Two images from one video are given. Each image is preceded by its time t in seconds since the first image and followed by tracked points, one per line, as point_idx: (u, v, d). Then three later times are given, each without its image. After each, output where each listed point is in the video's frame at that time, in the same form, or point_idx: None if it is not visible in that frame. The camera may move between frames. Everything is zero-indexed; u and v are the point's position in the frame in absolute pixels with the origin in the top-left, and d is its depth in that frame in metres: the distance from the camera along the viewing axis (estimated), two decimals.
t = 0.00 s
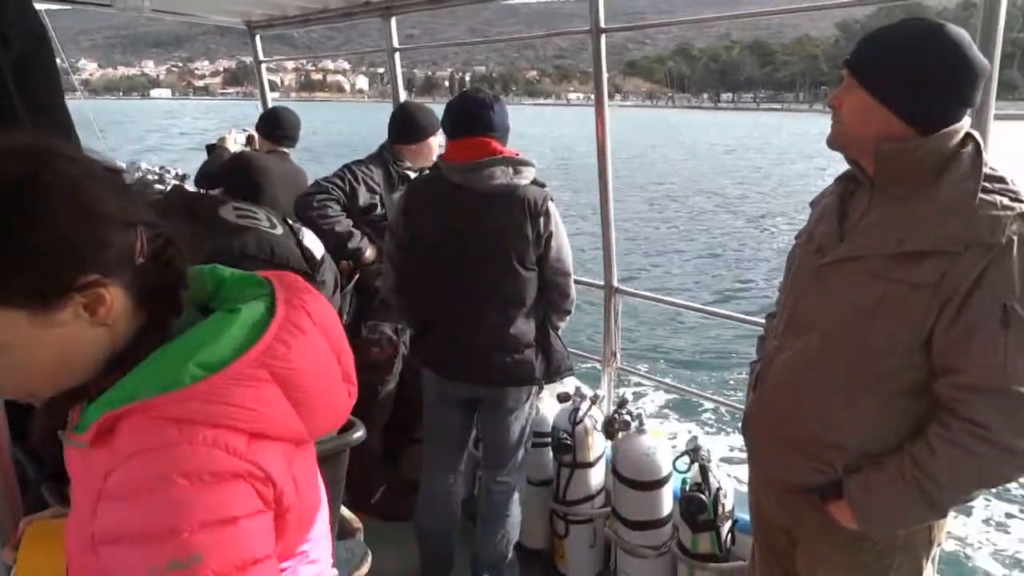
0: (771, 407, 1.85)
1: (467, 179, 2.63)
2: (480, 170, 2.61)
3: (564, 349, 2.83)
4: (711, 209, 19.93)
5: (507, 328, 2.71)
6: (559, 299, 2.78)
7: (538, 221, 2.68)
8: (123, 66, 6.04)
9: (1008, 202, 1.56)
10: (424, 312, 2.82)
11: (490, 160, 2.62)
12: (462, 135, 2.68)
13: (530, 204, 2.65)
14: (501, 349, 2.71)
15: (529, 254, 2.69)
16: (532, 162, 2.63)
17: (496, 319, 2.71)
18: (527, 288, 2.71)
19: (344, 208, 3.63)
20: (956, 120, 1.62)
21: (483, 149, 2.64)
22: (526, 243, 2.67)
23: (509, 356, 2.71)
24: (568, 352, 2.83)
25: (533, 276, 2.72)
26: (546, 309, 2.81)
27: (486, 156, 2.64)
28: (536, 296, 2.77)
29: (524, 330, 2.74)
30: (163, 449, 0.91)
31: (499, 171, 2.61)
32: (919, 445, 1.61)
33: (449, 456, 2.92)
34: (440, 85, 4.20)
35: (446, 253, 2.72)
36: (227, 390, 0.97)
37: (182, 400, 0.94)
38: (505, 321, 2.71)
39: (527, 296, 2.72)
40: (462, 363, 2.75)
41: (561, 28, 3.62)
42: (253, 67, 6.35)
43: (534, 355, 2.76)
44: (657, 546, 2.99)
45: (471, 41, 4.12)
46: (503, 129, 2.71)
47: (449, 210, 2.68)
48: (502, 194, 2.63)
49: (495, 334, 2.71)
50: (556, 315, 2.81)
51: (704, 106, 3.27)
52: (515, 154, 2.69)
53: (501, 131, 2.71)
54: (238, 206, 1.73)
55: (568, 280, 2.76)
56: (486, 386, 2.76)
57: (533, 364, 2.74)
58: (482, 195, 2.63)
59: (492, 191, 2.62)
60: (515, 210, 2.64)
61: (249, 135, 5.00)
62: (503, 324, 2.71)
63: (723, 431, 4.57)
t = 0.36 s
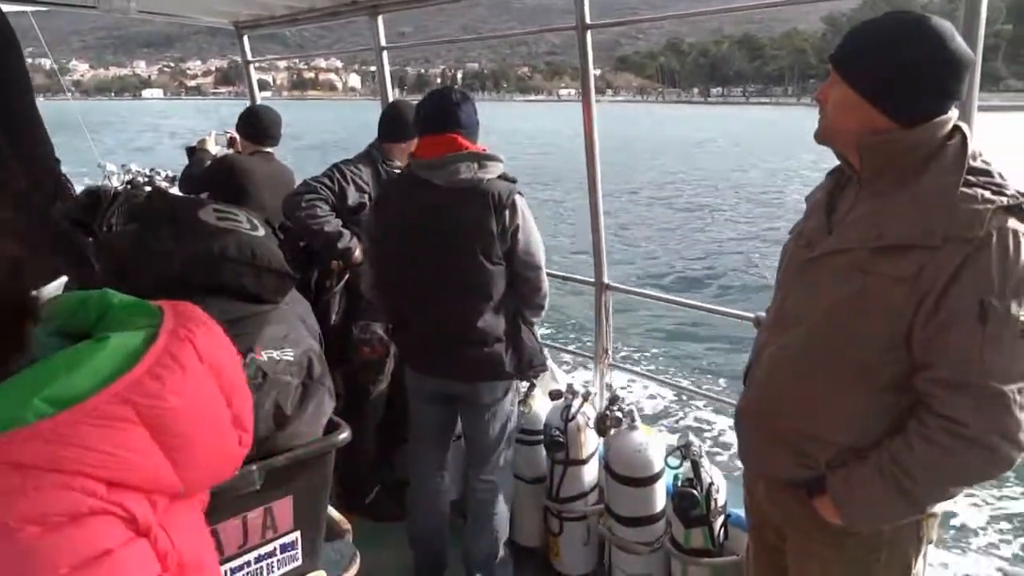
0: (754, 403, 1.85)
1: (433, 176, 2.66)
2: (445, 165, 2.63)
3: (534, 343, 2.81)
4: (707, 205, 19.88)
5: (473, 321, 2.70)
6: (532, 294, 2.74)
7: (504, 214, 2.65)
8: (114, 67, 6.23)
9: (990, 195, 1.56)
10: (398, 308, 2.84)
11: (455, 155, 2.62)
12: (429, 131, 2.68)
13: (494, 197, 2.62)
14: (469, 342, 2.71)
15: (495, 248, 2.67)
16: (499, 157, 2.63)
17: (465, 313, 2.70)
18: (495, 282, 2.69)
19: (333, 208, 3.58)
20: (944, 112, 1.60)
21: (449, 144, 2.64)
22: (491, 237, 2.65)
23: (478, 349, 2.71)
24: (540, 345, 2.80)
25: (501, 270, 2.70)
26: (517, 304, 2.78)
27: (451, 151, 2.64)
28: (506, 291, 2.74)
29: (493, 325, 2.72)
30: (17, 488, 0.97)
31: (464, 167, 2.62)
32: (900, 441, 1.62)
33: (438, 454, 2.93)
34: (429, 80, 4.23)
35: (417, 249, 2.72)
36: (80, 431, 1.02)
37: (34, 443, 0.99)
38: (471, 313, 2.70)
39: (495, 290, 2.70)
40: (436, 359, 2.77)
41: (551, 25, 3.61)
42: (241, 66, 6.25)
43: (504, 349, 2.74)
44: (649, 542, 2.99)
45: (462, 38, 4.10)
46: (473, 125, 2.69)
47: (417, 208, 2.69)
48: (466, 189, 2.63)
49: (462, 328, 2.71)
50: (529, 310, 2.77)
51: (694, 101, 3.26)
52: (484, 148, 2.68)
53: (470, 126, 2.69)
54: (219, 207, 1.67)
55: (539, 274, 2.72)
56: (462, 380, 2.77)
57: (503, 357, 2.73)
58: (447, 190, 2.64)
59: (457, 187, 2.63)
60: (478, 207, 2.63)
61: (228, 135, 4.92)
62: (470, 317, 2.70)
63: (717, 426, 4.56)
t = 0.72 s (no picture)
0: (746, 414, 1.82)
1: (422, 172, 2.62)
2: (433, 163, 2.60)
3: (524, 334, 2.80)
4: (713, 209, 19.75)
5: (463, 318, 2.68)
6: (521, 287, 2.73)
7: (491, 210, 2.63)
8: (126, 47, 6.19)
9: (990, 210, 1.53)
10: (390, 303, 2.81)
11: (440, 153, 2.60)
12: (416, 128, 2.64)
13: (482, 193, 2.60)
14: (460, 339, 2.70)
15: (484, 244, 2.65)
16: (485, 152, 2.61)
17: (455, 310, 2.68)
18: (484, 278, 2.67)
19: (333, 200, 3.57)
20: (944, 123, 1.57)
21: (437, 141, 2.62)
22: (480, 233, 2.63)
23: (470, 346, 2.70)
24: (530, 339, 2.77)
25: (490, 266, 2.68)
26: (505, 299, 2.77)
27: (438, 147, 2.62)
28: (495, 287, 2.73)
29: (483, 321, 2.71)
30: None
31: (450, 164, 2.59)
32: (896, 457, 1.60)
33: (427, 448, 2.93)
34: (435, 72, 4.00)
35: (407, 244, 2.69)
36: None
37: None
38: (461, 309, 2.68)
39: (485, 287, 2.68)
40: (431, 355, 2.75)
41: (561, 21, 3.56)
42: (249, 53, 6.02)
43: (493, 343, 2.73)
44: (641, 545, 2.97)
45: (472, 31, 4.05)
46: (456, 122, 2.67)
47: (405, 203, 2.66)
48: (452, 184, 2.60)
49: (456, 324, 2.69)
50: (518, 303, 2.76)
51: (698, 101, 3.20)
52: (469, 145, 2.66)
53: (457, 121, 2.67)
54: (215, 198, 1.66)
55: (527, 268, 2.71)
56: (452, 376, 2.76)
57: (492, 352, 2.72)
58: (435, 187, 2.61)
59: (443, 183, 2.60)
60: (466, 203, 2.60)
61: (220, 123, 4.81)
62: (459, 313, 2.68)
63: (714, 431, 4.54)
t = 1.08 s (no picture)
0: (738, 413, 1.80)
1: (410, 175, 2.58)
2: (422, 165, 2.56)
3: (519, 334, 2.79)
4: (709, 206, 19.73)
5: (460, 321, 2.66)
6: (513, 287, 2.74)
7: (485, 211, 2.63)
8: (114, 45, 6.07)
9: (982, 205, 1.52)
10: (381, 306, 2.74)
11: (431, 155, 2.55)
12: (402, 131, 2.60)
13: (475, 195, 2.60)
14: (453, 341, 2.68)
15: (478, 245, 2.64)
16: (474, 153, 2.57)
17: (448, 311, 2.66)
18: (479, 279, 2.66)
19: (327, 201, 3.55)
20: (934, 119, 1.55)
21: (424, 143, 2.57)
22: (474, 234, 2.62)
23: (466, 347, 2.68)
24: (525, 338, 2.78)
25: (485, 266, 2.67)
26: (498, 297, 2.76)
27: (427, 150, 2.57)
28: (491, 287, 2.73)
29: (480, 322, 2.70)
30: None
31: (441, 165, 2.55)
32: (890, 453, 1.59)
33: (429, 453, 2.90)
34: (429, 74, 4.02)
35: (395, 247, 2.64)
36: None
37: None
38: (458, 312, 2.66)
39: (480, 288, 2.67)
40: (426, 358, 2.71)
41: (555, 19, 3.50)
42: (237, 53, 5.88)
43: (490, 344, 2.72)
44: (641, 546, 2.95)
45: (467, 30, 3.99)
46: (445, 124, 2.64)
47: (395, 206, 2.62)
48: (445, 186, 2.58)
49: (454, 326, 2.67)
50: (510, 302, 2.76)
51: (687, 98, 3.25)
52: (458, 145, 2.62)
53: (444, 123, 2.64)
54: (206, 202, 1.62)
55: (520, 267, 2.72)
56: (445, 378, 2.74)
57: (489, 353, 2.71)
58: (428, 189, 2.59)
59: (435, 185, 2.58)
60: (460, 204, 2.60)
61: (203, 124, 4.77)
62: (456, 316, 2.66)
63: (710, 430, 4.54)
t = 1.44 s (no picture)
0: (715, 410, 1.79)
1: (398, 173, 2.55)
2: (409, 163, 2.53)
3: (507, 338, 2.76)
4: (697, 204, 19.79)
5: (445, 322, 2.63)
6: (503, 288, 2.70)
7: (471, 209, 2.58)
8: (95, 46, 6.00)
9: (955, 203, 1.50)
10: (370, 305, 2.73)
11: (418, 151, 2.52)
12: (392, 127, 2.58)
13: (460, 193, 2.55)
14: (436, 341, 2.64)
15: (464, 245, 2.60)
16: (464, 150, 2.53)
17: (432, 313, 2.63)
18: (464, 279, 2.62)
19: (310, 201, 3.51)
20: (911, 115, 1.54)
21: (413, 139, 2.54)
22: (459, 234, 2.58)
23: (451, 350, 2.65)
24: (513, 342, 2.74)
25: (471, 266, 2.63)
26: (489, 300, 2.73)
27: (414, 146, 2.54)
28: (477, 287, 2.68)
29: (464, 323, 2.66)
30: None
31: (429, 162, 2.52)
32: (861, 452, 1.57)
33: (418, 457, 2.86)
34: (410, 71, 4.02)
35: (381, 247, 2.62)
36: None
37: None
38: (443, 312, 2.63)
39: (466, 289, 2.63)
40: (410, 360, 2.68)
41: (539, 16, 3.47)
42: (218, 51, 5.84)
43: (475, 348, 2.68)
44: (628, 547, 2.93)
45: (451, 28, 3.95)
46: (434, 119, 2.61)
47: (381, 206, 2.59)
48: (430, 183, 2.54)
49: (438, 327, 2.63)
50: (499, 304, 2.72)
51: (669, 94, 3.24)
52: (447, 142, 2.59)
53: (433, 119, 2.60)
54: (177, 203, 1.58)
55: (509, 269, 2.68)
56: (430, 381, 2.70)
57: (475, 357, 2.67)
58: (414, 186, 2.55)
59: (421, 183, 2.55)
60: (445, 203, 2.55)
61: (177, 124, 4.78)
62: (441, 317, 2.63)
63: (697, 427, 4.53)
